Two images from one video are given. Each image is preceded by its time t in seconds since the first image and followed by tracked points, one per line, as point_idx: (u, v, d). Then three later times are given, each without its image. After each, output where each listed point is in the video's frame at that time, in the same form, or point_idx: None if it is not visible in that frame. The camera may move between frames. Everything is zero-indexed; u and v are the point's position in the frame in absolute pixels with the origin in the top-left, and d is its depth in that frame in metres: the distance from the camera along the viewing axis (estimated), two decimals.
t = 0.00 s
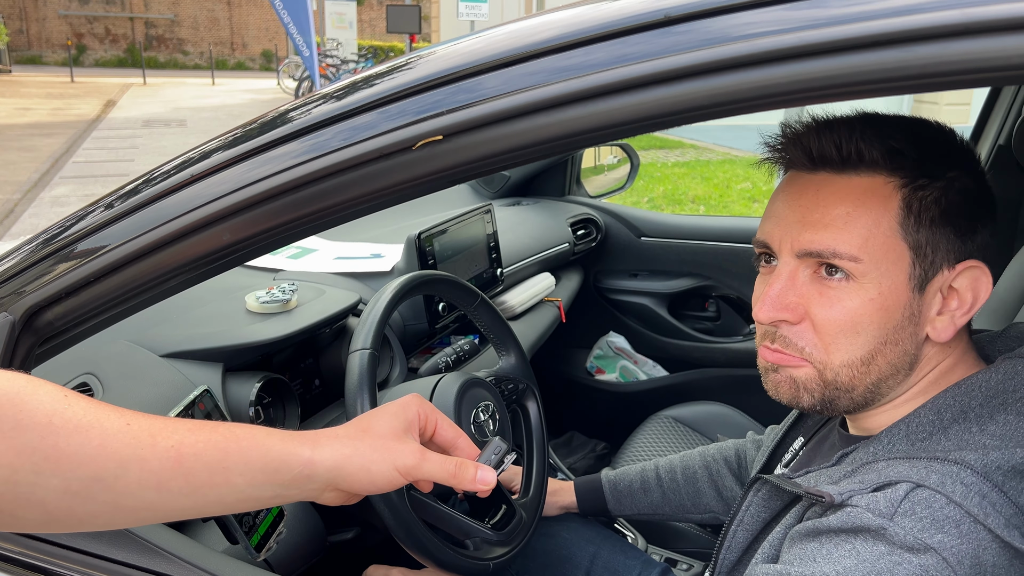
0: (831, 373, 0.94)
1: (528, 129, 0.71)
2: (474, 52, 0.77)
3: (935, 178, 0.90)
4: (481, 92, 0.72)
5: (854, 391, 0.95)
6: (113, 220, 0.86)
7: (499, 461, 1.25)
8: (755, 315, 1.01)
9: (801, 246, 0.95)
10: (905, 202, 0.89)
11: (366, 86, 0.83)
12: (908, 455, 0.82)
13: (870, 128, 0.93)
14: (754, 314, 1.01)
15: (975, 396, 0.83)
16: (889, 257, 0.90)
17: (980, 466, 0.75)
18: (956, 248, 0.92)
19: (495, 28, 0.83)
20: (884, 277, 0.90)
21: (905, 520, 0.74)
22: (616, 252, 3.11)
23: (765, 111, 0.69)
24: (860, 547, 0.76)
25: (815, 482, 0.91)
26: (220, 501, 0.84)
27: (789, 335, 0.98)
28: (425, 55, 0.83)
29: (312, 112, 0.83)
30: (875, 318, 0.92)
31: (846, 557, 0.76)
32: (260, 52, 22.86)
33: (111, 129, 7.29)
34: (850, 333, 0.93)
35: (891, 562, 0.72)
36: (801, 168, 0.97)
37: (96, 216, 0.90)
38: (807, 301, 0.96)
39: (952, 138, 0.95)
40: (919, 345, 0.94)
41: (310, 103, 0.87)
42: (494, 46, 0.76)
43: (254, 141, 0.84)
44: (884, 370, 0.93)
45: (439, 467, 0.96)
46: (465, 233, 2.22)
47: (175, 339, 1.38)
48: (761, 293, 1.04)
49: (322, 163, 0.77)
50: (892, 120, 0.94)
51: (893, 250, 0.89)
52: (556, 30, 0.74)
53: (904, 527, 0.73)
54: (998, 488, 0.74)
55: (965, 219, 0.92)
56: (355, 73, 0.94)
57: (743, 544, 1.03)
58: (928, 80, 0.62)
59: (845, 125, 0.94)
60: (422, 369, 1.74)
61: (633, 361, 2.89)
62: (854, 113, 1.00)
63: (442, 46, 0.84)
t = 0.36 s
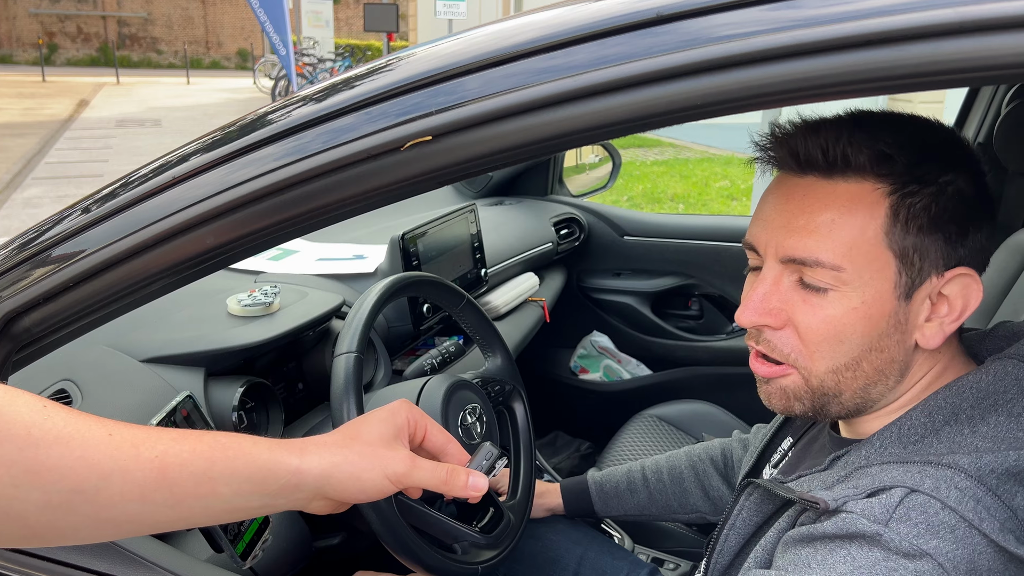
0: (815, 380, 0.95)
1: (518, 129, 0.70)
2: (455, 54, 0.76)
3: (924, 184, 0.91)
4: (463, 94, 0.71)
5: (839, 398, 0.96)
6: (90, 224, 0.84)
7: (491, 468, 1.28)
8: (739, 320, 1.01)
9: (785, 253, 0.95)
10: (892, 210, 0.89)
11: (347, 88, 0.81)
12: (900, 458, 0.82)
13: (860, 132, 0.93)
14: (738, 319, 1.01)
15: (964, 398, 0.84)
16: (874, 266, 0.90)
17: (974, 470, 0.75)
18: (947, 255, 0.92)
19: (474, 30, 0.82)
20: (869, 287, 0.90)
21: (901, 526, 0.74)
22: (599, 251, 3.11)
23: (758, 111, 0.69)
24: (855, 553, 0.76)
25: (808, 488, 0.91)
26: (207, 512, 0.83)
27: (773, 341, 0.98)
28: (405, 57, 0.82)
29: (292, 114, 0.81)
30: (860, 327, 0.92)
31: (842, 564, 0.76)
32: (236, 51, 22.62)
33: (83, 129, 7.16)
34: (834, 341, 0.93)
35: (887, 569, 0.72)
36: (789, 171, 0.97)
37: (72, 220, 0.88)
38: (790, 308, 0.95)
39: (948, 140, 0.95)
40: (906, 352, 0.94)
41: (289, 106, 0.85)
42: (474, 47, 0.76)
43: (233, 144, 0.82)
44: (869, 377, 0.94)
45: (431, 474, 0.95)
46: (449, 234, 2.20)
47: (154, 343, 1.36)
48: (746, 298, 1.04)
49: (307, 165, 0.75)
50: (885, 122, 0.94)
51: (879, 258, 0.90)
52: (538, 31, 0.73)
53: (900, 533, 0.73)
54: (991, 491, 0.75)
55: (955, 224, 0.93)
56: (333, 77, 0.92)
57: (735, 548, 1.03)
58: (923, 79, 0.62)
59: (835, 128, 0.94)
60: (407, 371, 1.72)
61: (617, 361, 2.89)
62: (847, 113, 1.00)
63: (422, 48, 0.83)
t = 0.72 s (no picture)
0: (773, 384, 0.97)
1: (509, 131, 0.68)
2: (435, 56, 0.75)
3: (885, 198, 0.86)
4: (443, 98, 0.70)
5: (801, 403, 0.97)
6: (65, 231, 0.82)
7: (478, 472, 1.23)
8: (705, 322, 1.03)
9: (742, 263, 0.96)
10: (841, 227, 0.87)
11: (325, 91, 0.80)
12: (893, 460, 0.82)
13: (821, 142, 0.90)
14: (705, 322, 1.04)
15: (956, 397, 0.83)
16: (824, 281, 0.89)
17: (966, 472, 0.75)
18: (909, 270, 0.88)
19: (455, 31, 0.81)
20: (819, 302, 0.89)
21: (896, 529, 0.73)
22: (582, 250, 3.10)
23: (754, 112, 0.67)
24: (850, 557, 0.75)
25: (801, 491, 0.91)
26: (188, 523, 0.81)
27: (738, 343, 1.00)
28: (385, 59, 0.81)
29: (272, 118, 0.80)
30: (814, 339, 0.91)
31: (837, 568, 0.75)
32: (210, 49, 22.32)
33: (53, 127, 7.01)
34: (790, 351, 0.94)
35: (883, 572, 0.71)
36: (754, 179, 0.96)
37: (46, 227, 0.86)
38: (748, 313, 0.97)
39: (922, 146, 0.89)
40: (870, 364, 0.93)
41: (268, 109, 0.84)
42: (457, 48, 0.75)
43: (212, 148, 0.80)
44: (828, 386, 0.94)
45: (418, 481, 0.94)
46: (432, 235, 2.18)
47: (132, 349, 1.32)
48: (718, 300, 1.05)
49: (291, 168, 0.73)
50: (854, 129, 0.90)
51: (829, 274, 0.88)
52: (523, 32, 0.72)
53: (895, 536, 0.72)
54: (985, 492, 0.74)
55: (926, 237, 0.88)
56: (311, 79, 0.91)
57: (727, 552, 1.02)
58: (923, 80, 0.61)
59: (795, 139, 0.92)
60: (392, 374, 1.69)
61: (600, 360, 2.89)
62: (823, 117, 0.95)
63: (401, 50, 0.82)
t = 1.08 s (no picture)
0: (777, 392, 0.97)
1: (511, 134, 0.69)
2: (417, 64, 0.76)
3: (883, 203, 0.87)
4: (429, 105, 0.71)
5: (803, 409, 0.97)
6: (47, 240, 0.81)
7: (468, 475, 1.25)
8: (705, 333, 1.03)
9: (740, 272, 0.96)
10: (841, 234, 0.87)
11: (310, 98, 0.81)
12: (889, 465, 0.82)
13: (815, 149, 0.90)
14: (703, 332, 1.04)
15: (949, 400, 0.84)
16: (826, 288, 0.89)
17: (962, 475, 0.75)
18: (908, 275, 0.89)
19: (440, 37, 0.82)
20: (820, 309, 0.90)
21: (894, 534, 0.73)
22: (568, 251, 3.10)
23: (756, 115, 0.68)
24: (848, 562, 0.75)
25: (798, 496, 0.91)
26: (175, 533, 0.80)
27: (739, 351, 1.01)
28: (369, 66, 0.82)
29: (257, 125, 0.80)
30: (816, 346, 0.92)
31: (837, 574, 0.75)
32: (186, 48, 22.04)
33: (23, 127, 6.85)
34: (793, 359, 0.94)
35: None
36: (748, 187, 0.97)
37: (27, 236, 0.85)
38: (749, 322, 0.97)
39: (915, 150, 0.90)
40: (871, 368, 0.93)
41: (253, 116, 0.84)
42: (440, 56, 0.76)
43: (199, 155, 0.80)
44: (831, 392, 0.94)
45: (408, 485, 0.91)
46: (420, 237, 2.17)
47: (118, 355, 1.30)
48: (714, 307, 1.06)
49: (284, 174, 0.73)
50: (847, 135, 0.90)
51: (830, 281, 0.89)
52: (506, 39, 0.73)
53: (893, 541, 0.72)
54: (981, 496, 0.74)
55: (924, 239, 0.88)
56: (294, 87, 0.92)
57: (724, 555, 1.02)
58: (924, 83, 0.62)
59: (789, 147, 0.92)
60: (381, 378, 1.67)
61: (587, 361, 2.88)
62: (814, 122, 0.96)
63: (385, 56, 0.83)
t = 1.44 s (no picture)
0: (784, 394, 0.99)
1: (514, 138, 0.69)
2: (405, 70, 0.77)
3: (899, 211, 0.87)
4: (418, 112, 0.72)
5: (809, 411, 0.99)
6: (38, 247, 0.81)
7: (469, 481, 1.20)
8: (715, 331, 1.05)
9: (752, 274, 0.98)
10: (854, 241, 0.88)
11: (300, 104, 0.81)
12: (893, 473, 0.82)
13: (835, 153, 0.90)
14: (714, 330, 1.06)
15: (952, 407, 0.84)
16: (837, 294, 0.90)
17: (967, 484, 0.76)
18: (923, 283, 0.90)
19: (430, 45, 0.83)
20: (831, 315, 0.91)
21: (900, 544, 0.73)
22: (559, 253, 3.10)
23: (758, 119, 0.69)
24: (853, 572, 0.75)
25: (803, 504, 0.91)
26: (172, 540, 0.79)
27: (748, 350, 1.02)
28: (360, 72, 0.83)
29: (248, 132, 0.80)
30: (826, 351, 0.93)
31: None
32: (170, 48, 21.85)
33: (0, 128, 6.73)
34: (802, 362, 0.95)
35: None
36: (764, 188, 0.97)
37: (18, 243, 0.85)
38: (758, 323, 0.99)
39: (938, 156, 0.90)
40: (878, 374, 0.95)
41: (243, 123, 0.85)
42: (427, 63, 0.77)
43: (191, 162, 0.80)
44: (838, 396, 0.96)
45: (405, 491, 0.91)
46: (412, 239, 2.17)
47: (110, 360, 1.28)
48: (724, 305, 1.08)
49: (280, 180, 0.73)
50: (868, 139, 0.90)
51: (840, 288, 0.90)
52: (495, 47, 0.74)
53: (898, 550, 0.73)
54: (986, 505, 0.75)
55: (939, 248, 0.89)
56: (285, 94, 0.92)
57: (726, 561, 1.03)
58: (929, 87, 0.63)
59: (809, 150, 0.92)
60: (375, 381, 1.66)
61: (578, 362, 2.88)
62: (835, 122, 0.96)
63: (376, 63, 0.84)
